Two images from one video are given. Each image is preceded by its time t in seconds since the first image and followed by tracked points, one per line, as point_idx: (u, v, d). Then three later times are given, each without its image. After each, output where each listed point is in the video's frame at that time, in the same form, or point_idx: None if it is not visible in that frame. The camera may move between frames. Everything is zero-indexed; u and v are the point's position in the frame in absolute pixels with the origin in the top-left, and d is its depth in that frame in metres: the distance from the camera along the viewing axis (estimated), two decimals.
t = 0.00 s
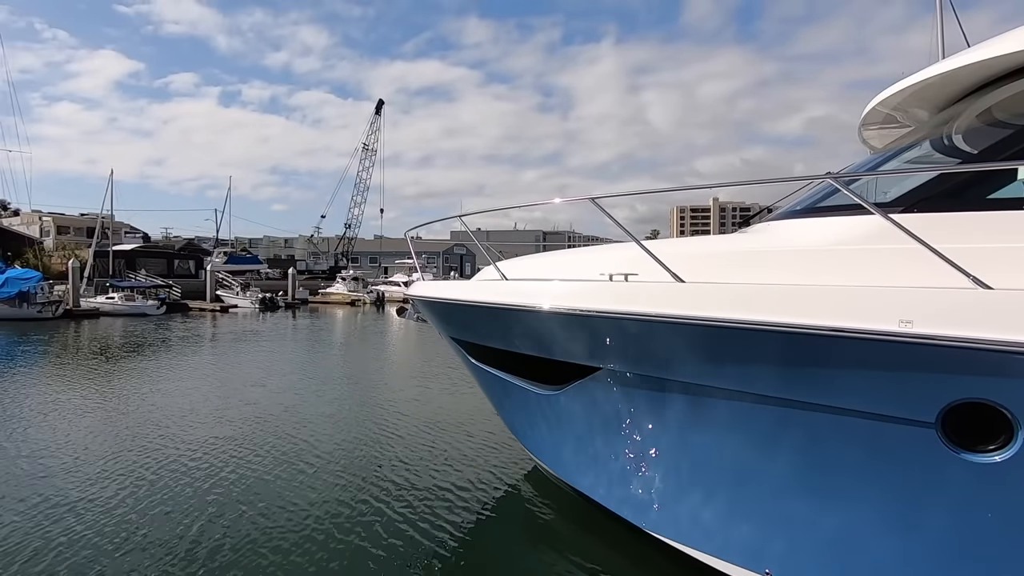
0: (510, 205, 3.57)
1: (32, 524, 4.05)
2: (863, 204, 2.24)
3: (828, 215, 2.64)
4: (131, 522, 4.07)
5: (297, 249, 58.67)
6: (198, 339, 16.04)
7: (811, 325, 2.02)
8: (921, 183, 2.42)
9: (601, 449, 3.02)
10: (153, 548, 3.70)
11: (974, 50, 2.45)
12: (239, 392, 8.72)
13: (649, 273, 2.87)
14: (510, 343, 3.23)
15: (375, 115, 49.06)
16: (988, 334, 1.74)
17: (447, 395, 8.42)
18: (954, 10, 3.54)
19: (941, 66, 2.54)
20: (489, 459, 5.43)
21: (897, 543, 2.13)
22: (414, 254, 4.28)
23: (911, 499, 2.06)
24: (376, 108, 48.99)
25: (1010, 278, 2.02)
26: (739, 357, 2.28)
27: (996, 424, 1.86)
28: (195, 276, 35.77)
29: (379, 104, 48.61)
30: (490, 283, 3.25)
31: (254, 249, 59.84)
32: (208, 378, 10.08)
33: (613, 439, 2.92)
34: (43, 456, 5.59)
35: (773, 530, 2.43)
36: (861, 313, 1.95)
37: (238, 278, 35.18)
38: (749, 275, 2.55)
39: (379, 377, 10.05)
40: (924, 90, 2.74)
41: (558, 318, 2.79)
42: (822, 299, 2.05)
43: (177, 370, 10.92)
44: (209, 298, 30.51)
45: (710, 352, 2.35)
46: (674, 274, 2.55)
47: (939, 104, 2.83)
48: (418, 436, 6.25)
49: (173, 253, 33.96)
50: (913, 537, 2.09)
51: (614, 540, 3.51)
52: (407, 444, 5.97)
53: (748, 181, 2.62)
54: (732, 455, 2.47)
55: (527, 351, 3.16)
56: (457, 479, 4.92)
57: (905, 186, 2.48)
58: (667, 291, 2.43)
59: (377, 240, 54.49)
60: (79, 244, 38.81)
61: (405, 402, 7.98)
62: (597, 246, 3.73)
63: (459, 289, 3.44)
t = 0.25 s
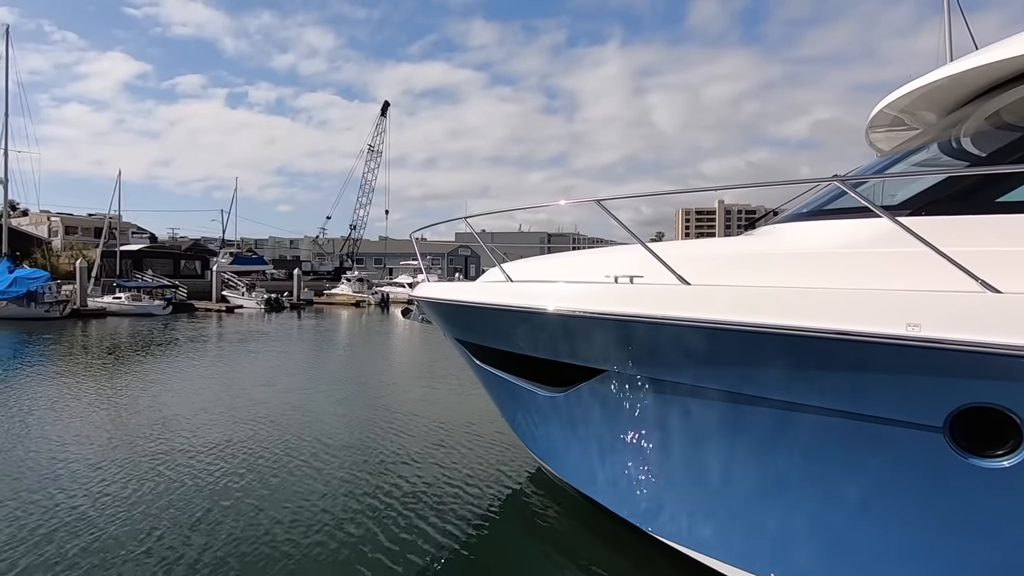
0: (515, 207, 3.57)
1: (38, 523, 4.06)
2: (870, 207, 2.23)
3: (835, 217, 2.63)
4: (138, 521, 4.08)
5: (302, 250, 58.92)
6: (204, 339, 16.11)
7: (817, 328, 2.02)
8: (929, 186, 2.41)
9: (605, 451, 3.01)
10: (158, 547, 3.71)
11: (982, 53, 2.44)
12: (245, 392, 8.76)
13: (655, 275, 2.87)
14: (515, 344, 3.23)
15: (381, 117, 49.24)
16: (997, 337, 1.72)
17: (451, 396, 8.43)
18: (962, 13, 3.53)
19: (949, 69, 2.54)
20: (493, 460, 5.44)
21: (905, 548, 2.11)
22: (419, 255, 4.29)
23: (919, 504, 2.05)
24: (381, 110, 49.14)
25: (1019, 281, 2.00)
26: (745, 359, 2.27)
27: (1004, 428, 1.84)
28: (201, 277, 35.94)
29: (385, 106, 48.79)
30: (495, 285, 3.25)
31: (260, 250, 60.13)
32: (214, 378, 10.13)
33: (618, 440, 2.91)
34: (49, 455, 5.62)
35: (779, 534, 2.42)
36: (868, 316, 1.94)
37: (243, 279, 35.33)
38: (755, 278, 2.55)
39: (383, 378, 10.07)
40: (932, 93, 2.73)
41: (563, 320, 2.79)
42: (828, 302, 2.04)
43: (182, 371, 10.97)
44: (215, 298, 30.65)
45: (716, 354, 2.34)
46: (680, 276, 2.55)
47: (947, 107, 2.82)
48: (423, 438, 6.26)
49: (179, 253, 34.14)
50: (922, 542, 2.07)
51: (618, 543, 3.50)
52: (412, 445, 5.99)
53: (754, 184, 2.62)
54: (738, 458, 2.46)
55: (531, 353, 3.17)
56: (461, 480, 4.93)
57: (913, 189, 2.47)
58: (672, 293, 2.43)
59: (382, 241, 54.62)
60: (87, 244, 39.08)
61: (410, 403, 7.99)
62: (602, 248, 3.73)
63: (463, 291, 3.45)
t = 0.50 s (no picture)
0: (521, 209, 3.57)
1: (46, 523, 4.07)
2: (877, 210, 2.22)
3: (842, 219, 2.62)
4: (144, 522, 4.09)
5: (307, 251, 59.11)
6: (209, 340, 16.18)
7: (824, 331, 2.00)
8: (937, 188, 2.40)
9: (609, 453, 3.01)
10: (165, 547, 3.72)
11: (990, 55, 2.43)
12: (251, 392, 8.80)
13: (660, 277, 2.86)
14: (519, 346, 3.23)
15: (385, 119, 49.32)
16: (1006, 341, 1.71)
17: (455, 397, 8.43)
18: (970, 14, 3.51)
19: (957, 71, 2.52)
20: (497, 462, 5.45)
21: (911, 552, 2.10)
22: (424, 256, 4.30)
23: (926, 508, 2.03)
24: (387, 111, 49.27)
25: None
26: (751, 362, 2.26)
27: (1012, 433, 1.83)
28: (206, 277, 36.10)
29: (390, 108, 48.93)
30: (500, 286, 3.25)
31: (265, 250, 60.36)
32: (219, 378, 10.17)
33: (622, 442, 2.90)
34: (56, 455, 5.63)
35: (785, 538, 2.41)
36: (875, 320, 1.94)
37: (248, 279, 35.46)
38: (761, 280, 2.54)
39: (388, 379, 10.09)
40: (940, 95, 2.72)
41: (568, 321, 2.79)
42: (835, 305, 2.03)
43: (188, 370, 11.01)
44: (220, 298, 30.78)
45: (722, 356, 2.33)
46: (685, 278, 2.54)
47: (955, 109, 2.80)
48: (428, 438, 6.28)
49: (185, 254, 34.30)
50: (928, 546, 2.06)
51: (621, 545, 3.48)
52: (417, 446, 6.01)
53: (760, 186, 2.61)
54: (743, 460, 2.45)
55: (536, 355, 3.16)
56: (466, 481, 4.94)
57: (921, 191, 2.46)
58: (678, 295, 2.43)
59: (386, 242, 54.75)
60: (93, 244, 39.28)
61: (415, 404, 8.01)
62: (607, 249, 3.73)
63: (468, 292, 3.45)
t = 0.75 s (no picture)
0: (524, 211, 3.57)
1: (52, 523, 4.09)
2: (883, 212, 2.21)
3: (847, 222, 2.61)
4: (150, 522, 4.10)
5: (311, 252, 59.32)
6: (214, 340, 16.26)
7: (828, 334, 2.00)
8: (942, 191, 2.39)
9: (612, 455, 3.01)
10: (171, 548, 3.73)
11: (996, 56, 2.41)
12: (255, 393, 8.84)
13: (663, 279, 2.86)
14: (522, 347, 3.24)
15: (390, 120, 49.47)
16: (1013, 344, 1.69)
17: (459, 398, 8.44)
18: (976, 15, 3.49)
19: (963, 73, 2.51)
20: (501, 462, 5.46)
21: (917, 556, 2.09)
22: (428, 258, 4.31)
23: (935, 515, 2.02)
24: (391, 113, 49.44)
25: None
26: (756, 364, 2.25)
27: (1018, 437, 1.82)
28: (211, 278, 36.25)
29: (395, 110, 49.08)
30: (503, 288, 3.26)
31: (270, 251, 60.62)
32: (224, 378, 10.22)
33: (624, 444, 2.91)
34: (62, 455, 5.66)
35: (786, 540, 2.41)
36: (880, 323, 1.93)
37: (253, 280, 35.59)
38: (765, 282, 2.53)
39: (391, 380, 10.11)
40: (946, 97, 2.71)
41: (571, 324, 2.79)
42: (839, 308, 2.03)
43: (193, 371, 11.07)
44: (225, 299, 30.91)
45: (727, 358, 2.32)
46: (690, 280, 2.54)
47: (961, 111, 2.79)
48: (432, 439, 6.30)
49: (190, 255, 34.47)
50: (932, 551, 2.05)
51: (625, 548, 3.47)
52: (421, 446, 6.03)
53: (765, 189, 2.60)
54: (746, 463, 2.44)
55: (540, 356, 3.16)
56: (470, 482, 4.96)
57: (926, 194, 2.46)
58: (681, 298, 2.43)
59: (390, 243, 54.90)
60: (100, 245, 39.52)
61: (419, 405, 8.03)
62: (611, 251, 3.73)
63: (472, 294, 3.46)
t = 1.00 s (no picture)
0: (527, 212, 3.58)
1: (59, 523, 4.11)
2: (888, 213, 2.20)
3: (851, 223, 2.60)
4: (157, 521, 4.14)
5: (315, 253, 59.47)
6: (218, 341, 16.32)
7: (833, 335, 1.99)
8: (948, 192, 2.38)
9: (615, 457, 3.00)
10: (177, 549, 3.74)
11: (1001, 57, 2.41)
12: (260, 393, 8.89)
13: (667, 281, 2.86)
14: (525, 348, 3.24)
15: (394, 122, 49.55)
16: (1020, 345, 1.68)
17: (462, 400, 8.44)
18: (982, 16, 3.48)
19: (967, 74, 2.51)
20: (505, 464, 5.47)
21: (923, 559, 2.08)
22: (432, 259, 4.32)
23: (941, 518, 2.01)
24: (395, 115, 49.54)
25: None
26: (761, 365, 2.24)
27: None
28: (216, 279, 36.37)
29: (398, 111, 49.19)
30: (506, 290, 3.26)
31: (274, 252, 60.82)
32: (229, 379, 10.27)
33: (627, 445, 2.90)
34: (67, 456, 5.69)
35: (790, 542, 2.40)
36: (885, 324, 1.92)
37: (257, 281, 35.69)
38: (769, 283, 2.52)
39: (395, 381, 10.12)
40: (951, 97, 2.70)
41: (574, 325, 2.79)
42: (844, 309, 2.02)
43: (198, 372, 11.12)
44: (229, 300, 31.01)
45: (731, 360, 2.31)
46: (693, 281, 2.54)
47: (966, 112, 2.78)
48: (436, 440, 6.31)
49: (194, 256, 34.60)
50: (938, 553, 2.04)
51: (628, 550, 3.46)
52: (425, 447, 6.04)
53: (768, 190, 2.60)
54: (750, 465, 2.44)
55: (543, 357, 3.16)
56: (474, 483, 4.97)
57: (931, 195, 2.45)
58: (685, 299, 2.42)
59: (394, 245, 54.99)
60: (104, 246, 39.58)
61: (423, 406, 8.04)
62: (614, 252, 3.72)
63: (475, 295, 3.46)
